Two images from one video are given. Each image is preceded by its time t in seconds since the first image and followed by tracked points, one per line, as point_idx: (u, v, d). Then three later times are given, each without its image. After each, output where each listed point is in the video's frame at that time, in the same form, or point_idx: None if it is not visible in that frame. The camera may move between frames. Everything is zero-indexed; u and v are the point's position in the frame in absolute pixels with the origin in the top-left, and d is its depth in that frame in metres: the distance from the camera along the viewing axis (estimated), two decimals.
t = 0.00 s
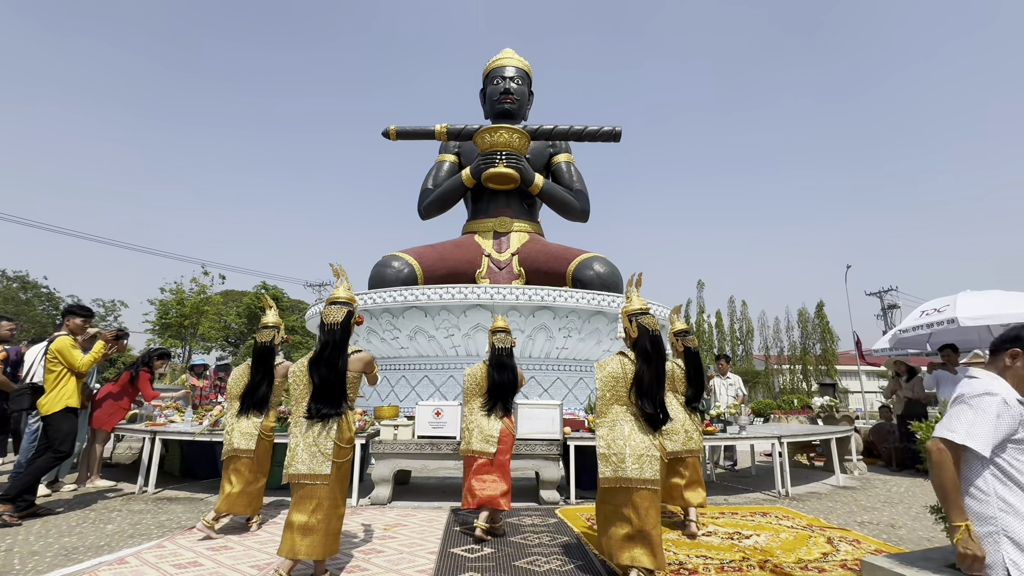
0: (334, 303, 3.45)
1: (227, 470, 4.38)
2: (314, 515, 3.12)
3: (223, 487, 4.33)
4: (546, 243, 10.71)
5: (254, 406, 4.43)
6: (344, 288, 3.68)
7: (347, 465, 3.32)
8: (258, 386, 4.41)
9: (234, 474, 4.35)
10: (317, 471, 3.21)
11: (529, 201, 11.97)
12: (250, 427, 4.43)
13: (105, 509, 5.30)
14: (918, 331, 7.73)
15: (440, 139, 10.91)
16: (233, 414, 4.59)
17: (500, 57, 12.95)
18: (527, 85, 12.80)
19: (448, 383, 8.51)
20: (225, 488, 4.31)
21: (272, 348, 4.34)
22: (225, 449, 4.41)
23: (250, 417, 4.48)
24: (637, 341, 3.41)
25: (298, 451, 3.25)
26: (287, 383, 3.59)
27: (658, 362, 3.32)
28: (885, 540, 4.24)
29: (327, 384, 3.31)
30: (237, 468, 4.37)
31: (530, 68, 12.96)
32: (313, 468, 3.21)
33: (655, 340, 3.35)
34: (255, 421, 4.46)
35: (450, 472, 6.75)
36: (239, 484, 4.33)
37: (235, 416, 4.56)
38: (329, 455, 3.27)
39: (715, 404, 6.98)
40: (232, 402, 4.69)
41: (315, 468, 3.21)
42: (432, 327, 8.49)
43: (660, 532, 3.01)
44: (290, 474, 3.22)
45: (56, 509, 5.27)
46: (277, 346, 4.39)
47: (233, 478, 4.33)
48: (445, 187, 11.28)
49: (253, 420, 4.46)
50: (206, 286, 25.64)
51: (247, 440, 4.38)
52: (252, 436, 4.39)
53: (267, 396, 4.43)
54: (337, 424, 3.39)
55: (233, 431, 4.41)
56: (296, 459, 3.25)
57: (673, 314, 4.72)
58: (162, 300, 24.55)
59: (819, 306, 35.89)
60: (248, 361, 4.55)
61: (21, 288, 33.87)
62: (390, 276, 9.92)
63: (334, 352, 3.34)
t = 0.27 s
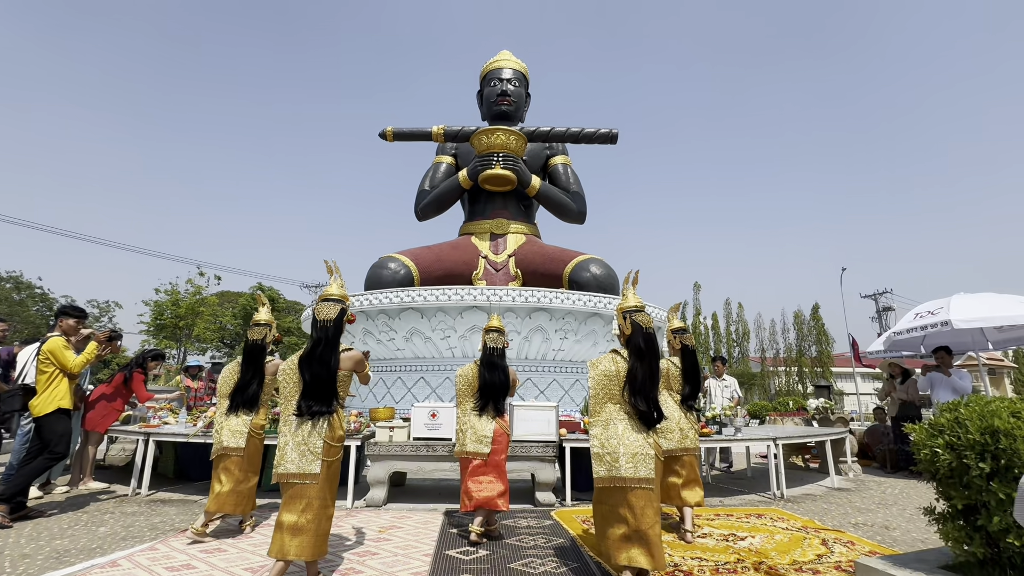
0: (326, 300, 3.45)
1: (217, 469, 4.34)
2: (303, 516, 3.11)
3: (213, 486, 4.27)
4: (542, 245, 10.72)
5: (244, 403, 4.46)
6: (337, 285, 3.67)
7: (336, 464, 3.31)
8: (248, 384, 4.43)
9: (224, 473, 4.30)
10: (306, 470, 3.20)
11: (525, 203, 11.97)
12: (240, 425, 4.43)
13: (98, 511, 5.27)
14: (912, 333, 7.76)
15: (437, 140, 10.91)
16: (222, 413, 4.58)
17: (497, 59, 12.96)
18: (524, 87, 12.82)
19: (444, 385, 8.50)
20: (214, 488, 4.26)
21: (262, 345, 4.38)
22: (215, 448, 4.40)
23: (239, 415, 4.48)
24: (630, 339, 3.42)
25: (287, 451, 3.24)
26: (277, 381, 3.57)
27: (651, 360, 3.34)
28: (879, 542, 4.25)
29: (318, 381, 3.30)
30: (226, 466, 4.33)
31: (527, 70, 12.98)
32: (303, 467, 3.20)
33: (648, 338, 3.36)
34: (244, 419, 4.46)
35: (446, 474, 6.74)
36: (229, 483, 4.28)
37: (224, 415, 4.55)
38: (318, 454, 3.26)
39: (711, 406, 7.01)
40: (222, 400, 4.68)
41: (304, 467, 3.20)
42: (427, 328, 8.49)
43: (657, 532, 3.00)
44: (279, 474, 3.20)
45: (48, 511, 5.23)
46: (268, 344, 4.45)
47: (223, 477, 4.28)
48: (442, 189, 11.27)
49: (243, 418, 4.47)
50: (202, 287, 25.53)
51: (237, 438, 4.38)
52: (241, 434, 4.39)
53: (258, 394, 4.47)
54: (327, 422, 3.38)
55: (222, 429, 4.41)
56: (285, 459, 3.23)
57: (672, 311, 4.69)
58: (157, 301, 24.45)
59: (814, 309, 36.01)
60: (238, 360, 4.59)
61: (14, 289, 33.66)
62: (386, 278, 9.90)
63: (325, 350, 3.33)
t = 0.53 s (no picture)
0: (316, 299, 3.44)
1: (205, 473, 4.32)
2: (291, 519, 3.09)
3: (201, 490, 4.24)
4: (539, 247, 10.73)
5: (232, 405, 4.43)
6: (327, 283, 3.66)
7: (324, 466, 3.29)
8: (236, 386, 4.42)
9: (212, 476, 4.28)
10: (293, 472, 3.18)
11: (522, 205, 11.98)
12: (228, 427, 4.38)
13: (90, 514, 5.24)
14: (907, 336, 7.79)
15: (435, 142, 10.91)
16: (209, 414, 4.52)
17: (495, 61, 12.98)
18: (522, 90, 12.84)
19: (440, 387, 8.49)
20: (203, 491, 4.24)
21: (252, 346, 4.38)
22: (202, 451, 4.35)
23: (227, 417, 4.44)
24: (623, 338, 3.42)
25: (274, 453, 3.21)
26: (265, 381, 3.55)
27: (645, 359, 3.33)
28: (874, 544, 4.26)
29: (305, 381, 3.29)
30: (214, 469, 4.30)
31: (524, 73, 13.01)
32: (290, 469, 3.18)
33: (641, 335, 3.37)
34: (233, 420, 4.42)
35: (442, 477, 6.73)
36: (217, 487, 4.25)
37: (212, 416, 4.48)
38: (305, 455, 3.24)
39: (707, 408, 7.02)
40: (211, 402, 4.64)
41: (291, 470, 3.18)
42: (424, 330, 8.47)
43: (655, 534, 3.01)
44: (266, 476, 3.18)
45: (40, 514, 5.21)
46: (258, 345, 4.43)
47: (211, 481, 4.26)
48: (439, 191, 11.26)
49: (231, 420, 4.42)
50: (198, 288, 25.42)
51: (224, 440, 4.32)
52: (228, 436, 4.33)
53: (246, 396, 4.44)
54: (315, 423, 3.36)
55: (209, 432, 4.34)
56: (271, 462, 3.20)
57: (670, 313, 4.74)
58: (152, 303, 24.38)
59: (810, 311, 36.12)
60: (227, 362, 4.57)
61: (8, 290, 33.45)
62: (382, 279, 9.88)
63: (313, 349, 3.33)
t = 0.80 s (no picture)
0: (303, 301, 3.43)
1: (196, 478, 4.31)
2: (282, 526, 3.10)
3: (193, 496, 4.24)
4: (536, 250, 10.74)
5: (220, 409, 4.41)
6: (315, 284, 3.64)
7: (314, 469, 3.30)
8: (224, 389, 4.39)
9: (203, 482, 4.27)
10: (282, 478, 3.18)
11: (520, 208, 12.00)
12: (217, 431, 4.39)
13: (84, 518, 5.21)
14: (902, 340, 7.83)
15: (432, 145, 10.91)
16: (197, 419, 4.52)
17: (493, 64, 13.01)
18: (519, 93, 12.86)
19: (437, 390, 8.49)
20: (194, 497, 4.23)
21: (240, 350, 4.31)
22: (191, 456, 4.35)
23: (215, 421, 4.44)
24: (613, 340, 3.42)
25: (261, 459, 3.20)
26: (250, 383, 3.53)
27: (635, 360, 3.32)
28: (869, 547, 4.28)
29: (291, 383, 3.28)
30: (205, 474, 4.31)
31: (522, 76, 13.04)
32: (278, 476, 3.17)
33: (631, 337, 3.34)
34: (222, 425, 4.42)
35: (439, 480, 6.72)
36: (208, 492, 4.25)
37: (200, 421, 4.48)
38: (293, 460, 3.24)
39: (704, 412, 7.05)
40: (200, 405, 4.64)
41: (280, 475, 3.17)
42: (421, 333, 8.46)
43: (652, 541, 3.01)
44: (253, 483, 3.16)
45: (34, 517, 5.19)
46: (246, 348, 4.37)
47: (201, 486, 4.26)
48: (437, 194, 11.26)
49: (219, 424, 4.43)
50: (193, 290, 25.34)
51: (213, 444, 4.33)
52: (218, 441, 4.34)
53: (233, 400, 4.41)
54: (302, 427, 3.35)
55: (198, 437, 4.34)
56: (258, 468, 3.18)
57: (670, 316, 4.73)
58: (148, 304, 24.29)
59: (806, 315, 36.24)
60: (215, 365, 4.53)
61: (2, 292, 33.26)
62: (379, 282, 9.87)
63: (299, 351, 3.31)
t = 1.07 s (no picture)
0: (291, 303, 3.42)
1: (187, 485, 4.29)
2: (271, 533, 3.08)
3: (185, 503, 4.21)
4: (534, 253, 10.75)
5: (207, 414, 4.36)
6: (305, 286, 3.62)
7: (302, 474, 3.29)
8: (211, 394, 4.34)
9: (194, 488, 4.24)
10: (269, 484, 3.16)
11: (517, 211, 12.02)
12: (205, 436, 4.40)
13: (77, 523, 5.17)
14: (898, 344, 7.85)
15: (430, 148, 10.93)
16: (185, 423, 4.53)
17: (491, 68, 13.04)
18: (517, 97, 12.90)
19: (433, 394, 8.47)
20: (187, 503, 4.21)
21: (228, 354, 4.25)
22: (181, 462, 4.36)
23: (204, 426, 4.44)
24: (601, 344, 3.42)
25: (247, 466, 3.18)
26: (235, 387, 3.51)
27: (621, 363, 3.31)
28: (865, 551, 4.28)
29: (276, 387, 3.26)
30: (196, 481, 4.27)
31: (520, 80, 13.07)
32: (265, 482, 3.15)
33: (616, 341, 3.36)
34: (210, 430, 4.43)
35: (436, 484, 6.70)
36: (200, 498, 4.22)
37: (189, 426, 4.49)
38: (280, 466, 3.22)
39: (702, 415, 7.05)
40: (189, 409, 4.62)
41: (266, 482, 3.15)
42: (418, 336, 8.44)
43: (650, 548, 3.02)
44: (239, 490, 3.14)
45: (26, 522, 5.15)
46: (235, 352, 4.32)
47: (193, 492, 4.22)
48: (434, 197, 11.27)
49: (208, 429, 4.43)
50: (190, 293, 25.25)
51: (202, 450, 4.34)
52: (207, 446, 4.36)
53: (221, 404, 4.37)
54: (288, 431, 3.34)
55: (188, 442, 4.35)
56: (244, 475, 3.17)
57: (667, 321, 4.72)
58: (143, 307, 24.18)
59: (803, 318, 36.32)
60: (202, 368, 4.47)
61: None
62: (377, 285, 9.85)
63: (284, 355, 3.29)
